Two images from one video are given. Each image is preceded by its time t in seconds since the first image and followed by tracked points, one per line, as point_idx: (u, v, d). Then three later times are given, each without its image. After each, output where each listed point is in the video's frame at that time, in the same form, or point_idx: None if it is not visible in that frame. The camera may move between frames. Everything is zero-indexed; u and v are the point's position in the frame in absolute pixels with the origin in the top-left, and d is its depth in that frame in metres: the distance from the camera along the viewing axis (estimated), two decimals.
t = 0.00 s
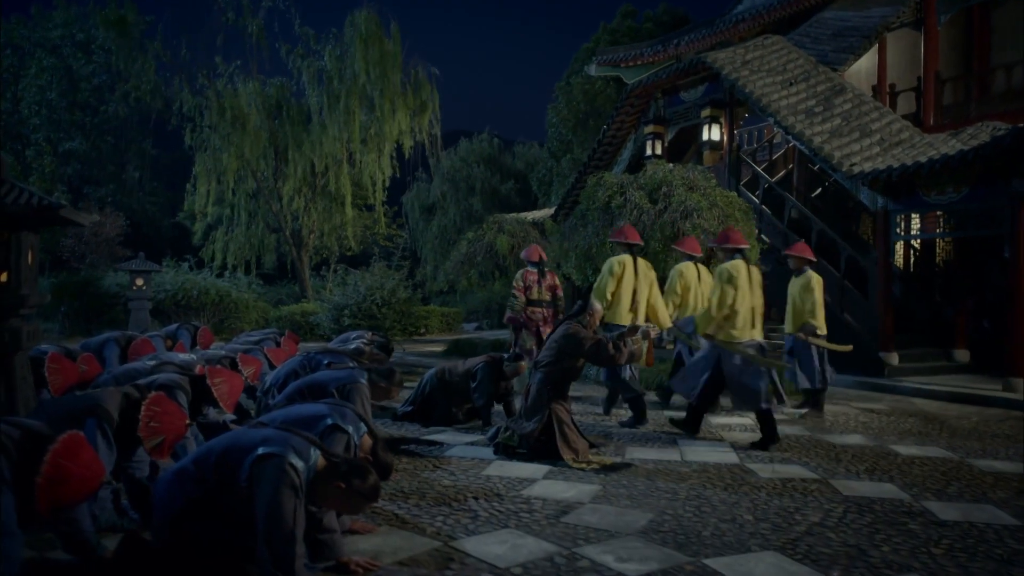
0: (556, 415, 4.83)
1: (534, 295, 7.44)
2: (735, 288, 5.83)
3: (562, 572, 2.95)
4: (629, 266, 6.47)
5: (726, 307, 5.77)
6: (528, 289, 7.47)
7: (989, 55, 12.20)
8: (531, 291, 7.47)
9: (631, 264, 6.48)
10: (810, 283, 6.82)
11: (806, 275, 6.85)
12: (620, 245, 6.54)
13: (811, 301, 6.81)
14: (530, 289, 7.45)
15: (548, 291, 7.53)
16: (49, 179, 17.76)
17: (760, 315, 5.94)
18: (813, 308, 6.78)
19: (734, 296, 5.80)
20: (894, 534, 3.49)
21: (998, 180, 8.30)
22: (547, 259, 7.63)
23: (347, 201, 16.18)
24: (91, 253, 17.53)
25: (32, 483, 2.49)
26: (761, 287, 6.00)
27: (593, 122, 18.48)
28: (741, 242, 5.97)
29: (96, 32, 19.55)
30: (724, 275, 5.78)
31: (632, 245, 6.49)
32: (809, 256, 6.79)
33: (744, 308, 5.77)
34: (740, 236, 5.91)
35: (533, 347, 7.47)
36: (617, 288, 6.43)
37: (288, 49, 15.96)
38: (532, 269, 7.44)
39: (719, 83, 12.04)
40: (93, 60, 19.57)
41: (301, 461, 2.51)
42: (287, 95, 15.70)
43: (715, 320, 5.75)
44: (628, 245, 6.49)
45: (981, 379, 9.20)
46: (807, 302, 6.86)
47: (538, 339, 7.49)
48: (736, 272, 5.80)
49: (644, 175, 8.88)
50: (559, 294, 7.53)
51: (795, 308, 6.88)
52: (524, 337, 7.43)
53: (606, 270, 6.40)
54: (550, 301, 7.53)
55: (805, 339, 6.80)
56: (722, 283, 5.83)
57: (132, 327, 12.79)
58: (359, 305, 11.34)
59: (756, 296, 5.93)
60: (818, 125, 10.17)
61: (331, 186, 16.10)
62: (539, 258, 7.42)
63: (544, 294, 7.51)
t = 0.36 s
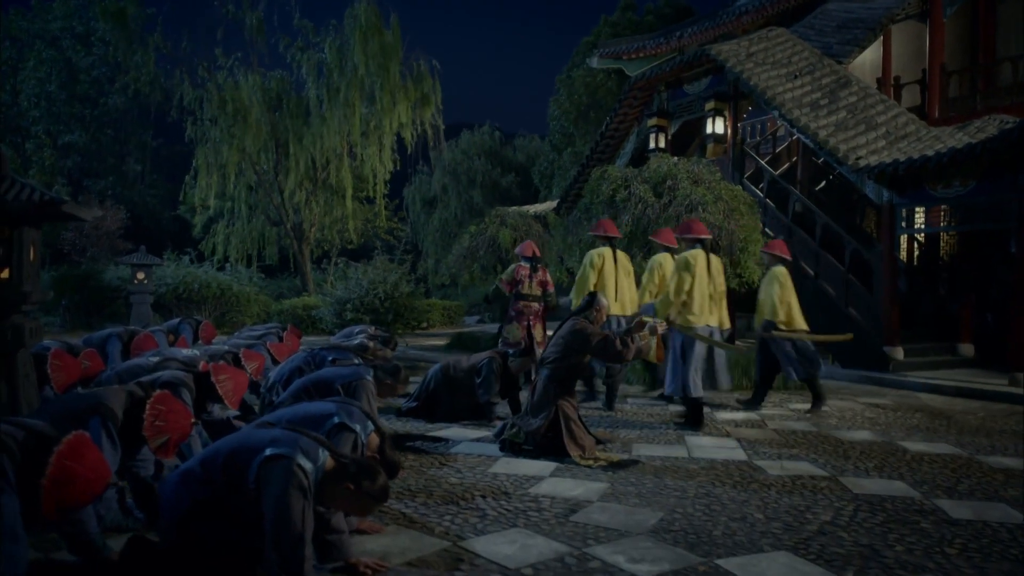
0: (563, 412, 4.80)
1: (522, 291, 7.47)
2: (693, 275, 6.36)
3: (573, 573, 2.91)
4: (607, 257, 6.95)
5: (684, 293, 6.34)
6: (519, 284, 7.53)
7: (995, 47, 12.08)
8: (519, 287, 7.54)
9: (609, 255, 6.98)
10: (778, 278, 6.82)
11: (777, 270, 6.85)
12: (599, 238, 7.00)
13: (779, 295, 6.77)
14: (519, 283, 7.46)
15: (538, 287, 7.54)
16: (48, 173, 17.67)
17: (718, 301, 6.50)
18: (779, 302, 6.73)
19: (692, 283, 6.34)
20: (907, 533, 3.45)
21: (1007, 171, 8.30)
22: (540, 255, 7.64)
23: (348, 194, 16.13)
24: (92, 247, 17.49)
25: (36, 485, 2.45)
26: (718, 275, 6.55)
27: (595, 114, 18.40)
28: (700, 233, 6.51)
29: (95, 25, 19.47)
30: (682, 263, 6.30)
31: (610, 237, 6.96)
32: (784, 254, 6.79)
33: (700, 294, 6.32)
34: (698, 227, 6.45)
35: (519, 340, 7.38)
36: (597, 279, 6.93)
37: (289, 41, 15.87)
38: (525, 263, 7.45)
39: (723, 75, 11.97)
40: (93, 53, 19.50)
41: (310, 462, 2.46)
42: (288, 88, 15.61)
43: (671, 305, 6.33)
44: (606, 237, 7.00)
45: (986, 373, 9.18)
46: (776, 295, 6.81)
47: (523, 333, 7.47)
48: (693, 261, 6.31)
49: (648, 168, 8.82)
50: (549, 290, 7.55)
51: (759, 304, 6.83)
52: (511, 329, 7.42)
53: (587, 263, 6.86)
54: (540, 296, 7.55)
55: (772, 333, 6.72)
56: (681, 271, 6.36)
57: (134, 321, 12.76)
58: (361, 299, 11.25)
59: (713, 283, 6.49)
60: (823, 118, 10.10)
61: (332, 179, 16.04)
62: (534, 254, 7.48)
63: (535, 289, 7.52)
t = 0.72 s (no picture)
0: (566, 407, 4.75)
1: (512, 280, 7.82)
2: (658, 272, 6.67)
3: (580, 573, 2.88)
4: (571, 254, 7.22)
5: (649, 289, 6.67)
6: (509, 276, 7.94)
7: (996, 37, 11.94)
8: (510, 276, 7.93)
9: (574, 253, 7.23)
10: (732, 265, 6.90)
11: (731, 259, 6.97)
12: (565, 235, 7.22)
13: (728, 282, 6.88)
14: (512, 274, 7.76)
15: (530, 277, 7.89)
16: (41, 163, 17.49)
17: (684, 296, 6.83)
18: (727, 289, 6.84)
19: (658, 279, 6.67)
20: (915, 530, 3.42)
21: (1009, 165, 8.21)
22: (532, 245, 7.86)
23: (343, 184, 16.02)
24: (86, 237, 17.36)
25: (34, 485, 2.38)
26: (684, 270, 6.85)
27: (592, 105, 18.29)
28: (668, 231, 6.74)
29: (86, 13, 19.25)
30: (649, 261, 6.61)
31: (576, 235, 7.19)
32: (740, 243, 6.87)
33: (665, 290, 6.67)
34: (667, 225, 6.68)
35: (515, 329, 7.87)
36: (564, 275, 7.21)
37: (284, 30, 15.70)
38: (517, 255, 7.68)
39: (723, 65, 11.89)
40: (85, 42, 19.28)
41: (315, 463, 2.42)
42: (282, 78, 15.45)
43: (637, 301, 6.71)
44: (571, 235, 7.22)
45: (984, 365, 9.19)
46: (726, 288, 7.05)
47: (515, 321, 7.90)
48: (660, 259, 6.63)
49: (648, 160, 8.76)
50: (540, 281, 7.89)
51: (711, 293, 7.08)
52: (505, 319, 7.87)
53: (553, 260, 7.17)
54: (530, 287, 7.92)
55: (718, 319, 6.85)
56: (648, 268, 6.66)
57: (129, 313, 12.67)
58: (359, 291, 11.12)
59: (679, 279, 6.80)
60: (823, 110, 10.06)
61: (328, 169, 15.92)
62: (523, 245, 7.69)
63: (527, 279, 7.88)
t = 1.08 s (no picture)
0: (568, 401, 4.71)
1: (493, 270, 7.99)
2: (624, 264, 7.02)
3: (588, 573, 2.83)
4: (543, 245, 7.59)
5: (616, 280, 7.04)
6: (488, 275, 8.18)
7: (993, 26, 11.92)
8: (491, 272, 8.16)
9: (545, 243, 7.60)
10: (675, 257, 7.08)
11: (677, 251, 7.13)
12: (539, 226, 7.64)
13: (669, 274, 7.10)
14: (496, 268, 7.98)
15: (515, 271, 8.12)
16: (30, 151, 17.26)
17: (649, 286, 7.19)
18: (667, 281, 7.06)
19: (625, 272, 7.02)
20: (924, 527, 3.40)
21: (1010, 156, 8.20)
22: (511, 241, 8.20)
23: (337, 173, 15.88)
24: (78, 226, 17.18)
25: (32, 489, 2.33)
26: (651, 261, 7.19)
27: (588, 93, 18.18)
28: (634, 224, 7.03)
29: None
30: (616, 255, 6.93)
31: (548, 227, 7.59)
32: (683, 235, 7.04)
33: (632, 281, 7.03)
34: (633, 219, 6.95)
35: (500, 320, 7.95)
36: (534, 265, 7.60)
37: (276, 16, 15.50)
38: (497, 248, 7.98)
39: (721, 53, 11.79)
40: (74, 28, 18.98)
41: (319, 464, 2.36)
42: (275, 65, 15.26)
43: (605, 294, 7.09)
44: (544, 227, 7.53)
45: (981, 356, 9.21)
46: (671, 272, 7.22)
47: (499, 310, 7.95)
48: (627, 252, 6.94)
49: (647, 149, 8.68)
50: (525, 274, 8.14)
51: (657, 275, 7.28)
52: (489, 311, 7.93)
53: (524, 249, 7.56)
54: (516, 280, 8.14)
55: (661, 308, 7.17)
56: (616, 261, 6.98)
57: (122, 304, 12.56)
58: (355, 282, 10.99)
59: (645, 269, 7.15)
60: (823, 99, 10.01)
61: (321, 158, 15.78)
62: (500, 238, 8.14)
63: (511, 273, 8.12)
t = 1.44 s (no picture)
0: (571, 394, 4.66)
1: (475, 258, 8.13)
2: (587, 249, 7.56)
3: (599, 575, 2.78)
4: (526, 233, 7.55)
5: (579, 265, 7.54)
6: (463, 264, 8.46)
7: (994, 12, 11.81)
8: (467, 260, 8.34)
9: (528, 232, 7.57)
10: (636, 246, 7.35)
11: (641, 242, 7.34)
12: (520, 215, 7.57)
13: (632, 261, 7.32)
14: (477, 255, 8.03)
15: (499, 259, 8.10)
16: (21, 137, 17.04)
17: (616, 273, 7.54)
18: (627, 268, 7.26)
19: (588, 255, 7.54)
20: (934, 524, 3.36)
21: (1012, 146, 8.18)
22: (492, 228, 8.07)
23: (331, 159, 15.72)
24: (69, 213, 17.00)
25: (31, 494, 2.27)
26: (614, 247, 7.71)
27: (584, 78, 18.02)
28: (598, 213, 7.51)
29: None
30: (577, 239, 7.47)
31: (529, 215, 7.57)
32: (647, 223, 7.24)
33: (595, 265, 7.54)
34: (596, 207, 7.44)
35: (479, 306, 8.17)
36: (518, 253, 7.53)
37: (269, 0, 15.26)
38: (479, 236, 7.92)
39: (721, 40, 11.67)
40: (63, 12, 18.67)
41: (326, 468, 2.30)
42: (268, 50, 15.05)
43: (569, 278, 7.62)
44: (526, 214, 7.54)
45: (979, 345, 9.22)
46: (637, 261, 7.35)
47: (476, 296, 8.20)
48: (588, 236, 7.50)
49: (647, 137, 8.59)
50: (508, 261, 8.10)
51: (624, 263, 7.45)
52: (470, 296, 8.11)
53: (508, 237, 7.48)
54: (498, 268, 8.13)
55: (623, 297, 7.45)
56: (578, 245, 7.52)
57: (116, 292, 12.45)
58: (352, 270, 10.90)
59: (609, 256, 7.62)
60: (823, 86, 9.93)
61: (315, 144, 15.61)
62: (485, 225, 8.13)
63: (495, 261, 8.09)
